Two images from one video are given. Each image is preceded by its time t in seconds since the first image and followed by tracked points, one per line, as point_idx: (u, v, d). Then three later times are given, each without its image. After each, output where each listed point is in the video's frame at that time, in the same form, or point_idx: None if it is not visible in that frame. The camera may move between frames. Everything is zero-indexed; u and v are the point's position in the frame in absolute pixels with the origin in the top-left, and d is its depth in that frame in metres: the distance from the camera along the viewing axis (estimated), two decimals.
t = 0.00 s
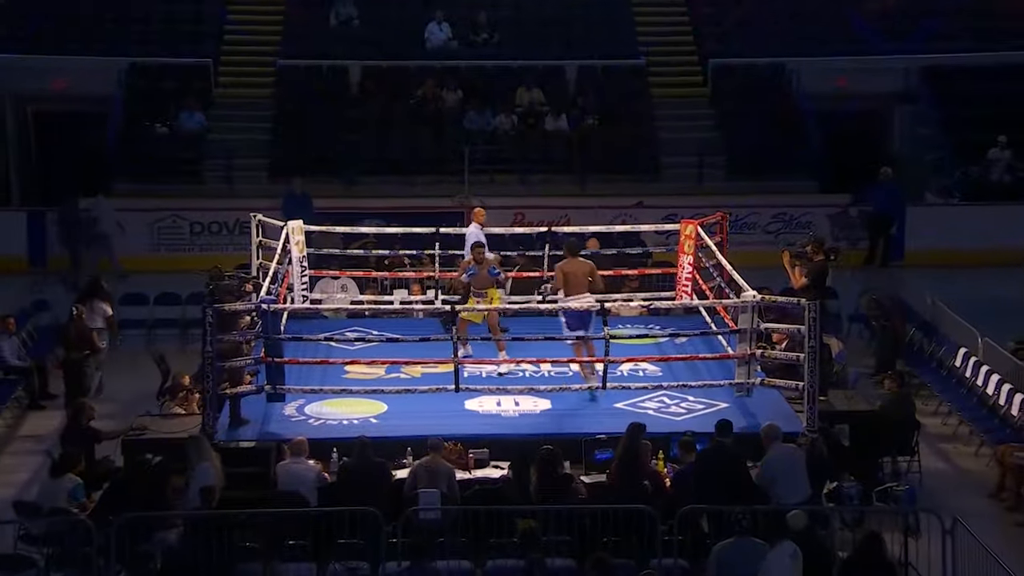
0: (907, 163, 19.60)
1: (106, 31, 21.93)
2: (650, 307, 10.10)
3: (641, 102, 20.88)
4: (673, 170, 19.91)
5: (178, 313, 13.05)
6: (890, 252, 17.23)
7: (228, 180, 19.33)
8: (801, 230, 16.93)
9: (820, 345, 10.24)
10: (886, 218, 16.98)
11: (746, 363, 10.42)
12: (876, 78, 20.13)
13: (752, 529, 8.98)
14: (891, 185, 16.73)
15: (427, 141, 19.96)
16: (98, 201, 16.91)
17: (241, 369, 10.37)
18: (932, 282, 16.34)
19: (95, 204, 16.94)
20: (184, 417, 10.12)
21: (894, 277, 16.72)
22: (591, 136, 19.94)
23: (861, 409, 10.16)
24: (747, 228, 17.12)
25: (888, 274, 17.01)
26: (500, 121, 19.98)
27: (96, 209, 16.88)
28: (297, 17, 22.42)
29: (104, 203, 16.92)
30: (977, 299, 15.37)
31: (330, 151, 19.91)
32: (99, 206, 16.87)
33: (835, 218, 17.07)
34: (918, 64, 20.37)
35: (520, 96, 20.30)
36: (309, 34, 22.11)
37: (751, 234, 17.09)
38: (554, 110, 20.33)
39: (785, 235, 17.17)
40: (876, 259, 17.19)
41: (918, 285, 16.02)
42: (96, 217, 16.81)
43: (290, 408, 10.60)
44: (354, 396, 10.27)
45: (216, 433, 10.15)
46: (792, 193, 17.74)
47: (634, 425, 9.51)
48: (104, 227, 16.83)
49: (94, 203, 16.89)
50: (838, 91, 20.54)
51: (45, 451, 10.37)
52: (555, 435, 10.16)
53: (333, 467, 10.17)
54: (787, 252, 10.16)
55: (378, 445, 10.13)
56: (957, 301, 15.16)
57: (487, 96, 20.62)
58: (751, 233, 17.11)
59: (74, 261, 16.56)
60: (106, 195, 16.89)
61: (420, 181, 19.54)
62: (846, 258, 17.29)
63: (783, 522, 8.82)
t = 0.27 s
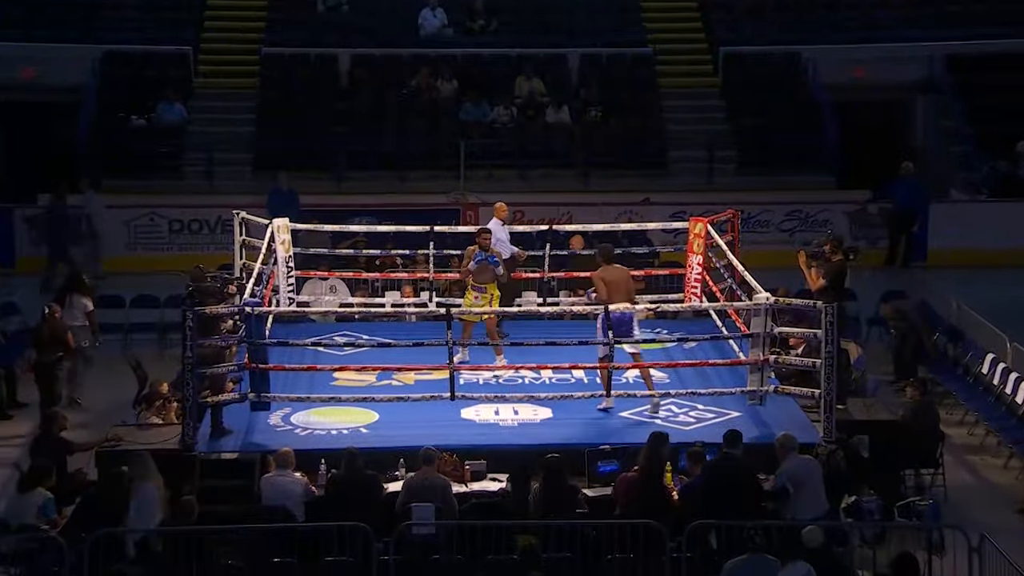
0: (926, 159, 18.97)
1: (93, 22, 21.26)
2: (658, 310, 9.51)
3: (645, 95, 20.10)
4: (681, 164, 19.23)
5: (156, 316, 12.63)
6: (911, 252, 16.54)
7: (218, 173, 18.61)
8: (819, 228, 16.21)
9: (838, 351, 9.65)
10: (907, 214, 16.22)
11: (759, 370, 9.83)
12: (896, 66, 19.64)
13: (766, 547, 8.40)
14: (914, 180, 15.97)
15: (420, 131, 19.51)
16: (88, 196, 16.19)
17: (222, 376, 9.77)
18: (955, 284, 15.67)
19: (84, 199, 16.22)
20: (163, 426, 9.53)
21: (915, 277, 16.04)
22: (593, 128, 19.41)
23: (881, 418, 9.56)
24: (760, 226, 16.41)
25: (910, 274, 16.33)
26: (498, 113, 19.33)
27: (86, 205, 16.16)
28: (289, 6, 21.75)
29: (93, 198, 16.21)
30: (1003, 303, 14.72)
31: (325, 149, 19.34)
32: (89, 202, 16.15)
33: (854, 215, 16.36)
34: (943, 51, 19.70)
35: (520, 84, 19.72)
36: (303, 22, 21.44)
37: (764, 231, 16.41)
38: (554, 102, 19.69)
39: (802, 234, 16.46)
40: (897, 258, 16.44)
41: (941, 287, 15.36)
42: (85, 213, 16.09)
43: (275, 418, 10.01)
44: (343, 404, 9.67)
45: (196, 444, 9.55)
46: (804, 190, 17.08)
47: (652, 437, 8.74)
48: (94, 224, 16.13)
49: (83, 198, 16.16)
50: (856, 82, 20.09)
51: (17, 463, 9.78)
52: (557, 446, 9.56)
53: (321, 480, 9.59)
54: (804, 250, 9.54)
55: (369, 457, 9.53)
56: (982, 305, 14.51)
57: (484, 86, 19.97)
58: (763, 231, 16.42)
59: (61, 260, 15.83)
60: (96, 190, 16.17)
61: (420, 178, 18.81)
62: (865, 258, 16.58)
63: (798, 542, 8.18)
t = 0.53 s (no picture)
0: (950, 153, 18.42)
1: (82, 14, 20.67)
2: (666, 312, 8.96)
3: (651, 85, 19.65)
4: (689, 159, 18.63)
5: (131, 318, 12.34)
6: (936, 252, 15.88)
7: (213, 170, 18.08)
8: (838, 226, 15.57)
9: (855, 355, 9.10)
10: (929, 210, 15.48)
11: (772, 375, 9.28)
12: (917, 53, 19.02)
13: (778, 562, 7.89)
14: (936, 174, 15.28)
15: (416, 123, 18.79)
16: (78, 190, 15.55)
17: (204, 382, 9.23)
18: (978, 285, 15.06)
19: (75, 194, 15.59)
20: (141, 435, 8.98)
21: (938, 278, 15.38)
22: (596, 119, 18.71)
23: (902, 426, 9.01)
24: (773, 223, 15.69)
25: (933, 274, 15.64)
26: (496, 103, 18.83)
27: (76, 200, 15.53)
28: None
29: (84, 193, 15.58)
30: None
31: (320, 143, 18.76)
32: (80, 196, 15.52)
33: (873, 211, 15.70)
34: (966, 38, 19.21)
35: (519, 74, 19.05)
36: (299, 14, 20.89)
37: (777, 230, 15.78)
38: (555, 91, 19.01)
39: (819, 232, 15.81)
40: (919, 257, 15.70)
41: (963, 289, 14.75)
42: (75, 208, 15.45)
43: (260, 425, 9.45)
44: (331, 411, 9.13)
45: (177, 453, 9.00)
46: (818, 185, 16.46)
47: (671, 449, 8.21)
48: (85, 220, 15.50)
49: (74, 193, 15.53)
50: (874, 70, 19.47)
51: None
52: (558, 455, 8.98)
53: (309, 493, 9.24)
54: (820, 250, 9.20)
55: (357, 466, 8.95)
56: (1006, 308, 13.93)
57: (481, 76, 19.35)
58: (777, 229, 15.77)
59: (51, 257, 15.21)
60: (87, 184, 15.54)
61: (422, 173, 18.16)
62: (885, 257, 15.72)
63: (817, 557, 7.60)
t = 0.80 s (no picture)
0: (973, 141, 17.23)
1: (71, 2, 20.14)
2: (672, 311, 8.50)
3: (658, 70, 19.46)
4: (697, 152, 18.11)
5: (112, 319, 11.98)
6: (956, 249, 15.33)
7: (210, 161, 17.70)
8: (856, 218, 15.18)
9: (872, 357, 8.64)
10: (951, 203, 14.91)
11: (784, 378, 8.82)
12: (933, 36, 18.31)
13: None
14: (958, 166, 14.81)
15: (413, 113, 18.24)
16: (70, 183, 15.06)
17: (186, 386, 8.76)
18: (998, 282, 14.54)
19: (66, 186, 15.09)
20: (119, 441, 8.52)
21: (958, 275, 14.78)
22: (599, 109, 18.04)
23: (923, 431, 8.54)
24: (786, 217, 15.18)
25: (954, 272, 15.02)
26: (492, 91, 18.11)
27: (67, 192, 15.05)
28: None
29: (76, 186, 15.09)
30: None
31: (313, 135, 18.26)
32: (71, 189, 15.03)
33: (890, 205, 15.17)
34: (990, 22, 18.45)
35: (517, 60, 18.37)
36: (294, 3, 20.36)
37: (789, 224, 15.18)
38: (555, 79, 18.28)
39: (834, 226, 15.21)
40: (938, 253, 15.14)
41: (983, 286, 14.24)
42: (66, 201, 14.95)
43: (245, 431, 8.98)
44: (320, 416, 8.66)
45: (157, 460, 8.53)
46: (830, 178, 15.94)
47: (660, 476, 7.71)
48: (77, 214, 15.01)
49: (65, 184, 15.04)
50: (892, 57, 18.83)
51: None
52: (560, 461, 8.50)
53: (297, 501, 8.73)
54: (834, 249, 8.76)
55: (347, 474, 8.47)
56: None
57: (478, 64, 18.80)
58: (789, 224, 15.17)
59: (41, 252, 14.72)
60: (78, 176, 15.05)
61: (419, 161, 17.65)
62: (903, 253, 15.27)
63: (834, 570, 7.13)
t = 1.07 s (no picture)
0: (997, 132, 16.77)
1: None
2: (679, 311, 8.06)
3: (659, 60, 19.12)
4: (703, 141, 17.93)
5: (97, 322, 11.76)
6: (978, 245, 14.87)
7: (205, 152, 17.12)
8: (878, 214, 14.69)
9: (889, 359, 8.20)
10: (967, 195, 14.48)
11: (796, 381, 8.38)
12: (952, 25, 17.32)
13: None
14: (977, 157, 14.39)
15: (404, 100, 18.18)
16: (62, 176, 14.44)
17: (167, 390, 8.30)
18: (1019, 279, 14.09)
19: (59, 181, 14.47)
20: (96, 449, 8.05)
21: (984, 273, 14.35)
22: (600, 96, 17.85)
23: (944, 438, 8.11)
24: (799, 212, 14.60)
25: (975, 269, 14.56)
26: (490, 80, 17.79)
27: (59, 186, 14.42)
28: None
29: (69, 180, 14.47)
30: None
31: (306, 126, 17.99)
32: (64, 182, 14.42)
33: (909, 199, 14.63)
34: (1017, 6, 17.36)
35: (515, 46, 17.98)
36: None
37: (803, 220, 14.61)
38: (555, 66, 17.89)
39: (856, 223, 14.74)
40: (959, 250, 14.65)
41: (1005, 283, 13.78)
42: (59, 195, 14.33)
43: (229, 437, 8.52)
44: (308, 422, 8.23)
45: (136, 469, 8.06)
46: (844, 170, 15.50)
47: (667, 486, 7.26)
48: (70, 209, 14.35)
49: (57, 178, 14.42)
50: (911, 40, 17.95)
51: None
52: (562, 469, 8.04)
53: (282, 510, 8.31)
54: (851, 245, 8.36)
55: (335, 483, 8.01)
56: None
57: (475, 49, 18.37)
58: (803, 219, 14.59)
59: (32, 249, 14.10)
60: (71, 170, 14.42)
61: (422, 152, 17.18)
62: (923, 250, 14.77)
63: None
